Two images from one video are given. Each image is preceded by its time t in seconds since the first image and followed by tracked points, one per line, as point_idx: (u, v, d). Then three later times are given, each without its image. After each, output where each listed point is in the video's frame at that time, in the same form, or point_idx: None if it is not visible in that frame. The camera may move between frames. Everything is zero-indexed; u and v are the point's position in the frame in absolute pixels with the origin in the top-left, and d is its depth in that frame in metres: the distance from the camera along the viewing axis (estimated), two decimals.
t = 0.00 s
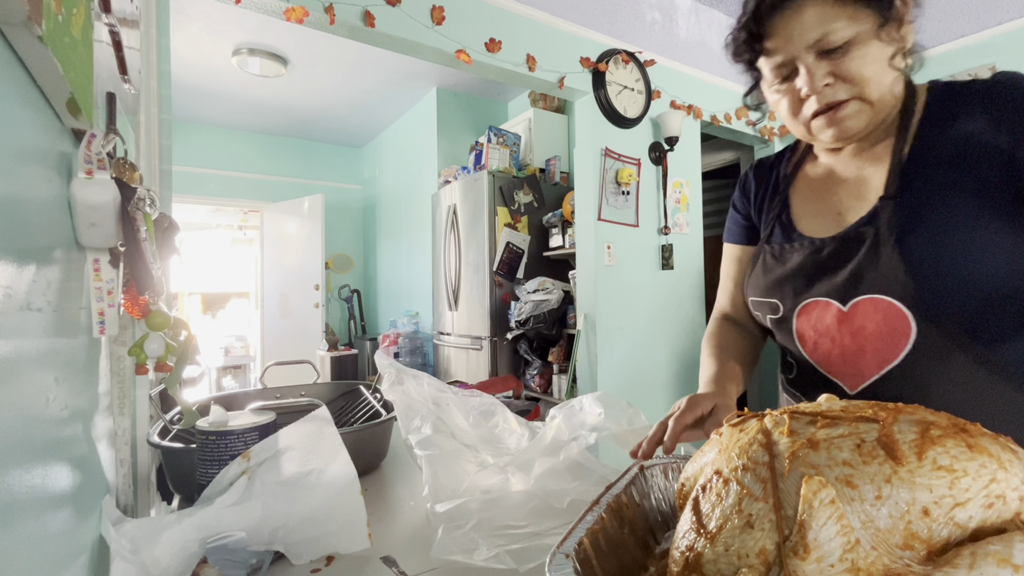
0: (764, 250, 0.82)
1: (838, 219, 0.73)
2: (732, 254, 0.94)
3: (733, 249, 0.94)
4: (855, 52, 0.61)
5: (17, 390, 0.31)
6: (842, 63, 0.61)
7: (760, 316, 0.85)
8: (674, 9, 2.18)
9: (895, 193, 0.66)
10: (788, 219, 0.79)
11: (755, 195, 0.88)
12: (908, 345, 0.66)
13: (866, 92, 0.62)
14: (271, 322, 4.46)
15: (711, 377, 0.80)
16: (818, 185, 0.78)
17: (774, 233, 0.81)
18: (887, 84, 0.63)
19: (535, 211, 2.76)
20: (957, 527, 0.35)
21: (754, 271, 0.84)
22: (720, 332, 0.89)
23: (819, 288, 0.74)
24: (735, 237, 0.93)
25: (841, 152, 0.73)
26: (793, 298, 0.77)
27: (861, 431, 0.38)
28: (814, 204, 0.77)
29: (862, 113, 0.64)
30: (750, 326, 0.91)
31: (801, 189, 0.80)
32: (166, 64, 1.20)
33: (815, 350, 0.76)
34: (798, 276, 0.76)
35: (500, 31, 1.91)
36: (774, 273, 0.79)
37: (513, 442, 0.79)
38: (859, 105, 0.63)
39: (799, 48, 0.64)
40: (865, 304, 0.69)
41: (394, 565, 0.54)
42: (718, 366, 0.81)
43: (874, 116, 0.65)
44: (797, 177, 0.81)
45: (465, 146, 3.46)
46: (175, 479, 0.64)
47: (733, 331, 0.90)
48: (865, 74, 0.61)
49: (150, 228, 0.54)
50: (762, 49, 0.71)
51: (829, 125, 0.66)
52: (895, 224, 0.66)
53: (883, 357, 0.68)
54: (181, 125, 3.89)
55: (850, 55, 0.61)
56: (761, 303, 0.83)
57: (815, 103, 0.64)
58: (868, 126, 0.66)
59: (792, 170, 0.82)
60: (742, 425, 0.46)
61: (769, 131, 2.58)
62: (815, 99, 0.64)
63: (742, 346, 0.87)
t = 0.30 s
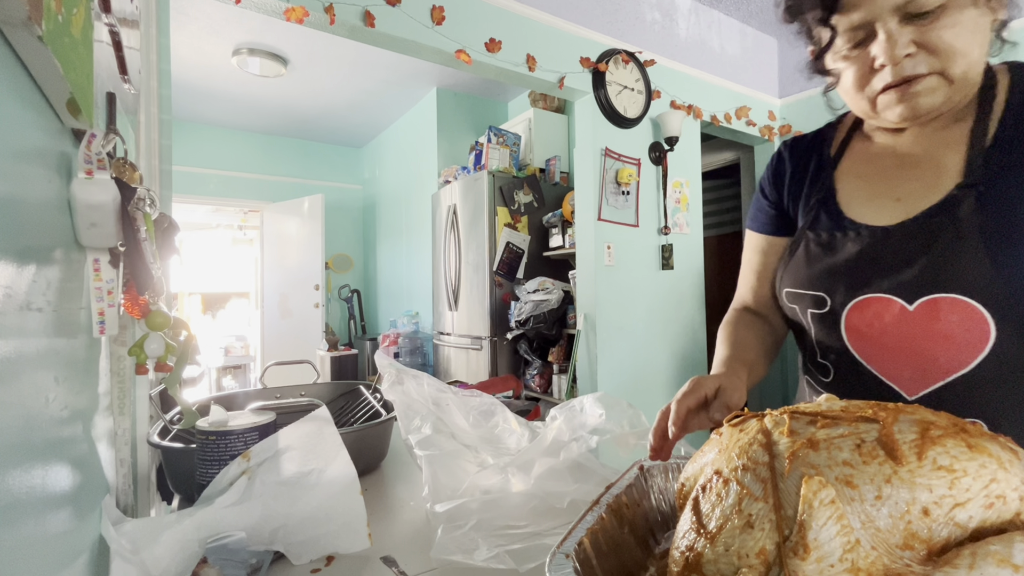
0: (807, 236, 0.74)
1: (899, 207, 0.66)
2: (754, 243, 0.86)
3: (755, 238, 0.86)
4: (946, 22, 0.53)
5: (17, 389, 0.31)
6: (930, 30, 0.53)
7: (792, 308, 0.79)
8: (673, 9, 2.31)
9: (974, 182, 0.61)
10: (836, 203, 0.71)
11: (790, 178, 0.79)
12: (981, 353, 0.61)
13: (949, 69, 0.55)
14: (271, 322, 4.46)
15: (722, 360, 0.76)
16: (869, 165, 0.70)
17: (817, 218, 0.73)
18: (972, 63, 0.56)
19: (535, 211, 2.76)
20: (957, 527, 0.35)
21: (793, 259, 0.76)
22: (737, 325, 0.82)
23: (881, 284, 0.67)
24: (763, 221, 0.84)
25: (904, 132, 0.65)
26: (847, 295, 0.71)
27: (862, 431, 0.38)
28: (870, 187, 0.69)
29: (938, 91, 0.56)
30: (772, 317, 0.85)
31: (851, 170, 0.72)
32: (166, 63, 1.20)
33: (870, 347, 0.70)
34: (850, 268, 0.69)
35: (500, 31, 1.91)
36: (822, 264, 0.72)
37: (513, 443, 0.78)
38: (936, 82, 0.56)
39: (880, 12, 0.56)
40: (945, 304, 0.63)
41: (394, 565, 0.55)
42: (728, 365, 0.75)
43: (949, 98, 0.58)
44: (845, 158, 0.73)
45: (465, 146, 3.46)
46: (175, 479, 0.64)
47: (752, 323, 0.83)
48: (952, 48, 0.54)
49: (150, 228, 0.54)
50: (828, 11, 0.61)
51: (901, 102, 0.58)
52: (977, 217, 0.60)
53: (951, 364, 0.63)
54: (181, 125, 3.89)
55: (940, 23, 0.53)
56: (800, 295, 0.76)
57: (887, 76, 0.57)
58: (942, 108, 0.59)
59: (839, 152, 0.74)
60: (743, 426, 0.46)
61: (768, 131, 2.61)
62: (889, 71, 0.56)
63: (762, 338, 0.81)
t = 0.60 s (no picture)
0: (829, 225, 0.71)
1: (926, 198, 0.63)
2: (776, 236, 0.86)
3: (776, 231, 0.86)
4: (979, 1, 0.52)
5: (18, 388, 0.31)
6: (961, 9, 0.52)
7: (806, 300, 0.76)
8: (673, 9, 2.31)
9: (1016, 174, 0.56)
10: (861, 192, 0.69)
11: (815, 167, 0.79)
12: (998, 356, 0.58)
13: (976, 52, 0.53)
14: (271, 322, 4.46)
15: (726, 353, 0.75)
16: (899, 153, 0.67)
17: (841, 206, 0.71)
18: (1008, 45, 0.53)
19: (535, 211, 2.76)
20: (957, 526, 0.35)
21: (812, 248, 0.74)
22: (751, 315, 0.82)
23: (904, 276, 0.64)
24: (786, 212, 0.83)
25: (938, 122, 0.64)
26: (864, 287, 0.67)
27: (862, 431, 0.38)
28: (900, 176, 0.66)
29: (960, 75, 0.56)
30: (789, 312, 0.84)
31: (880, 158, 0.69)
32: (166, 63, 1.20)
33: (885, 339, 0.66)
34: (870, 259, 0.66)
35: (500, 31, 1.91)
36: (843, 254, 0.69)
37: (513, 443, 0.79)
38: (958, 65, 0.55)
39: None
40: (966, 301, 0.59)
41: (394, 565, 0.55)
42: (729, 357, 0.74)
43: (978, 81, 0.56)
44: (875, 146, 0.71)
45: (465, 146, 3.46)
46: (175, 479, 0.64)
47: (767, 315, 0.83)
48: (979, 30, 0.52)
49: (150, 228, 0.54)
50: None
51: (921, 82, 0.58)
52: (1014, 212, 0.56)
53: (969, 364, 0.59)
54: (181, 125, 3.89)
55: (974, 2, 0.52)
56: (816, 283, 0.73)
57: (909, 55, 0.57)
58: (974, 91, 0.57)
59: (866, 140, 0.73)
60: (745, 425, 0.45)
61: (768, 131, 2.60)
62: (911, 50, 0.56)
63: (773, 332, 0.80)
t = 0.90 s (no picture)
0: (794, 229, 0.74)
1: (881, 205, 0.65)
2: (748, 247, 0.86)
3: (749, 242, 0.86)
4: (903, 21, 0.52)
5: (17, 388, 0.31)
6: (885, 29, 0.53)
7: (772, 300, 0.78)
8: (674, 9, 2.31)
9: (957, 180, 0.59)
10: (822, 198, 0.71)
11: (779, 179, 0.79)
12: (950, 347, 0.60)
13: (902, 68, 0.54)
14: (271, 322, 4.46)
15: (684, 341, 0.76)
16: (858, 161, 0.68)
17: (804, 212, 0.73)
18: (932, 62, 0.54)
19: (535, 211, 2.76)
20: (957, 527, 0.35)
21: (778, 252, 0.76)
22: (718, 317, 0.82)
23: (857, 277, 0.67)
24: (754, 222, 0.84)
25: (892, 130, 0.62)
26: (824, 286, 0.70)
27: (862, 430, 0.39)
28: (857, 184, 0.68)
29: (891, 89, 0.56)
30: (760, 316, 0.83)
31: (836, 168, 0.71)
32: (166, 63, 1.20)
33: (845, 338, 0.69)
34: (832, 263, 0.69)
35: (500, 31, 1.91)
36: (804, 257, 0.72)
37: (513, 443, 0.79)
38: (889, 80, 0.56)
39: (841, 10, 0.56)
40: (916, 297, 0.62)
41: (394, 565, 0.55)
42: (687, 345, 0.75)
43: (910, 95, 0.57)
44: (834, 157, 0.72)
45: (465, 146, 3.46)
46: (175, 479, 0.64)
47: (738, 319, 0.82)
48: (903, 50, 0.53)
49: (150, 228, 0.54)
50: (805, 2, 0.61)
51: (856, 98, 0.59)
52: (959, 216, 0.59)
53: (919, 358, 0.62)
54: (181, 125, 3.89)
55: (897, 23, 0.52)
56: (779, 287, 0.76)
57: (841, 73, 0.58)
58: (914, 104, 0.58)
59: (825, 150, 0.73)
60: (744, 426, 0.46)
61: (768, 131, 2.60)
62: (842, 69, 0.57)
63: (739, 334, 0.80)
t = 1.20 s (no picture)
0: (696, 244, 0.81)
1: (761, 220, 0.72)
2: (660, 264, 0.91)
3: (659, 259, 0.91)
4: (751, 68, 0.63)
5: (17, 389, 0.31)
6: (739, 74, 0.64)
7: (681, 310, 0.84)
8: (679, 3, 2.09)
9: (812, 196, 0.67)
10: (715, 218, 0.78)
11: (682, 204, 0.87)
12: (816, 341, 0.66)
13: (757, 105, 0.64)
14: (271, 322, 4.46)
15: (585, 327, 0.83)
16: (751, 189, 0.75)
17: (705, 231, 0.80)
18: (782, 102, 0.64)
19: (535, 211, 2.76)
20: (956, 527, 0.34)
21: (683, 266, 0.83)
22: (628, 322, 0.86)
23: (744, 283, 0.73)
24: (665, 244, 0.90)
25: (768, 155, 0.71)
26: (721, 291, 0.75)
27: (861, 430, 0.38)
28: (743, 207, 0.75)
29: (753, 123, 0.66)
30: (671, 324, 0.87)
31: (728, 192, 0.79)
32: (166, 63, 1.20)
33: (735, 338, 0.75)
34: (724, 271, 0.75)
35: (500, 31, 1.91)
36: (703, 268, 0.78)
37: (513, 443, 0.79)
38: (750, 116, 0.66)
39: (706, 58, 0.68)
40: (789, 295, 0.68)
41: (393, 565, 0.55)
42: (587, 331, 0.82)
43: (769, 127, 0.66)
44: (725, 183, 0.80)
45: (465, 146, 3.46)
46: (175, 479, 0.64)
47: (647, 327, 0.86)
48: (755, 90, 0.63)
49: (150, 228, 0.54)
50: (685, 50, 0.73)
51: (729, 130, 0.69)
52: (813, 228, 0.66)
53: (795, 351, 0.68)
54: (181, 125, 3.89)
55: (746, 70, 0.63)
56: (686, 297, 0.81)
57: (716, 107, 0.68)
58: (775, 133, 0.67)
59: (718, 176, 0.82)
60: (741, 425, 0.46)
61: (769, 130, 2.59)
62: (717, 104, 0.68)
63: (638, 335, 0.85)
